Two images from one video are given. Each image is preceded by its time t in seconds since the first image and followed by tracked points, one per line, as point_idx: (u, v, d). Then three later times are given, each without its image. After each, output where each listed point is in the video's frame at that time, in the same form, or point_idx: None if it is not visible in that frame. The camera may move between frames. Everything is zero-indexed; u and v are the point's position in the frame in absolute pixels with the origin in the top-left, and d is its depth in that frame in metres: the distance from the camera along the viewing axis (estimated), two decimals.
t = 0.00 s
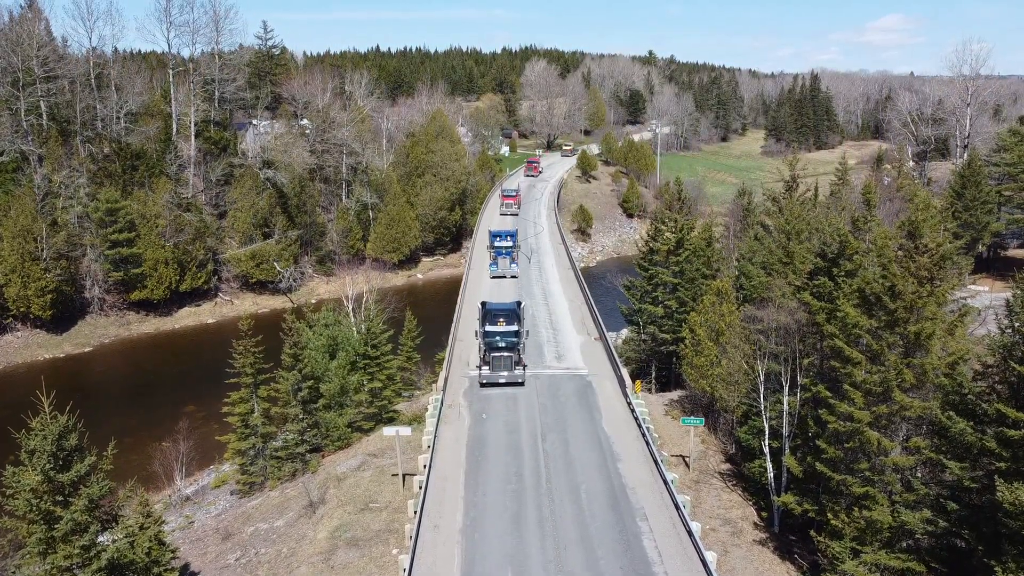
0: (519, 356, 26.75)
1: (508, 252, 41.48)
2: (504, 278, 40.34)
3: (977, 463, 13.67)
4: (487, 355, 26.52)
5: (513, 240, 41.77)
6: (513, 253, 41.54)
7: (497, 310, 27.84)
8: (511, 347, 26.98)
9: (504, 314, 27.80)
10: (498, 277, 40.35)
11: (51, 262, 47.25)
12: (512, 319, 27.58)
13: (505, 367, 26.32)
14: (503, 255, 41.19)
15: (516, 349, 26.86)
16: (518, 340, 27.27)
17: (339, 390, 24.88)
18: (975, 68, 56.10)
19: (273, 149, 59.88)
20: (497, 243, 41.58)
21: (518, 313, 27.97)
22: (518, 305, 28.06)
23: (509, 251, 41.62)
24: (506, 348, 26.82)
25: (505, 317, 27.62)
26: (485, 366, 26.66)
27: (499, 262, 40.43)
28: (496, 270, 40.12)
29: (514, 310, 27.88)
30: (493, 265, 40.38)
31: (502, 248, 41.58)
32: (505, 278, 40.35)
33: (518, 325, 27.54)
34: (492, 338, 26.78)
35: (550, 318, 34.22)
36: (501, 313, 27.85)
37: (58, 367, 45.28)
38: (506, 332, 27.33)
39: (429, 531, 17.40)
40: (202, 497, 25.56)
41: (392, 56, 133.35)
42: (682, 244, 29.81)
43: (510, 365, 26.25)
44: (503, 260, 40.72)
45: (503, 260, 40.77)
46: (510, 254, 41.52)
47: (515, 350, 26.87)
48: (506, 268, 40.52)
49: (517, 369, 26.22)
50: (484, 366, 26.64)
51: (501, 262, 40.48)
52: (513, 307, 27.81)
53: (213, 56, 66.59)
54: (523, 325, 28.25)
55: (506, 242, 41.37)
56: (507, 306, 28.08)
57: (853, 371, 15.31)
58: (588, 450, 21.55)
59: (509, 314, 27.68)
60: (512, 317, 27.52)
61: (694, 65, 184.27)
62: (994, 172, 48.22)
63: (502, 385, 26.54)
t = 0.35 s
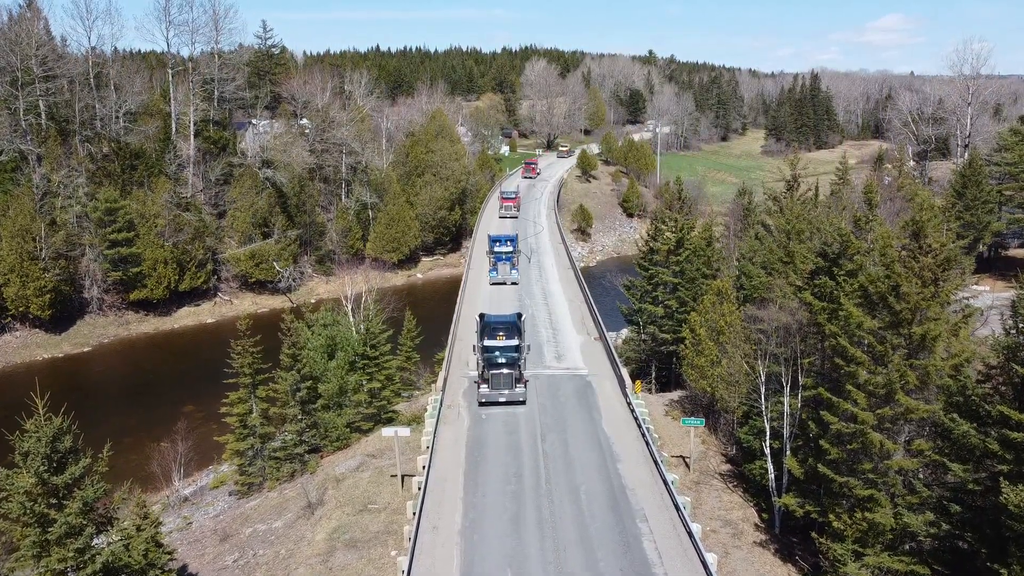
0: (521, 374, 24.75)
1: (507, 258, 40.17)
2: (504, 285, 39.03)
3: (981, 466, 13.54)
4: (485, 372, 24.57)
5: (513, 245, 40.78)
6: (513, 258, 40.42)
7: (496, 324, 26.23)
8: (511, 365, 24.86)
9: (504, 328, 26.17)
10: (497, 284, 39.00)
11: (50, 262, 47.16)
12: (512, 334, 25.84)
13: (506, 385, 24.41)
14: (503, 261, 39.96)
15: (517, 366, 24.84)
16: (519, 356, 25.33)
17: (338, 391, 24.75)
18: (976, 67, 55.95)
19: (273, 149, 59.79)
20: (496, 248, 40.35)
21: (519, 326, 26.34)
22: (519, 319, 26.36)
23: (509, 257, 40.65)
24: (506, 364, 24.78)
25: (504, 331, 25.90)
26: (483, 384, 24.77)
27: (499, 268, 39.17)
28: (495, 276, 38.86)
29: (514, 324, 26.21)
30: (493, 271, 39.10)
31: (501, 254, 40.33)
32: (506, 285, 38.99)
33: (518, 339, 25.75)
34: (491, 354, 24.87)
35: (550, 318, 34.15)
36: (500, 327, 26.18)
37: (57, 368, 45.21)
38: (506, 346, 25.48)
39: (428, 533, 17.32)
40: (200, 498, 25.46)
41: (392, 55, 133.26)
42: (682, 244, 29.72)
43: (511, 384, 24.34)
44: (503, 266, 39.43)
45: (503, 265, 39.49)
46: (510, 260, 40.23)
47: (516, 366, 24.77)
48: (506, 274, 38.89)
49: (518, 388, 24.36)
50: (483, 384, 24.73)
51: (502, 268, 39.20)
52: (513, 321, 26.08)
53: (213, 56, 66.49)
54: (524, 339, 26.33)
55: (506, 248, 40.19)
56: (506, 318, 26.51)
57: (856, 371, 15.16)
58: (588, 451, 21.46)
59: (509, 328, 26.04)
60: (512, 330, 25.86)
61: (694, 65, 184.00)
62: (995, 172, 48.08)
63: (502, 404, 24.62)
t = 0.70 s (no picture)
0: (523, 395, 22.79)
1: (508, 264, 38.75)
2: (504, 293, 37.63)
3: (986, 470, 13.39)
4: (484, 392, 22.53)
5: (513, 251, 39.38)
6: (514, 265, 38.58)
7: (496, 340, 24.26)
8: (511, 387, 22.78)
9: (505, 345, 24.21)
10: (498, 291, 37.66)
11: (48, 262, 47.02)
12: (513, 350, 23.81)
13: (506, 408, 22.43)
14: (503, 268, 38.51)
15: (518, 387, 22.76)
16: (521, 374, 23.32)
17: (336, 393, 24.48)
18: (978, 67, 55.77)
19: (273, 149, 59.69)
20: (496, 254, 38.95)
21: (520, 342, 24.31)
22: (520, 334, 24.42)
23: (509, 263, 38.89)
24: (506, 385, 22.73)
25: (505, 348, 23.93)
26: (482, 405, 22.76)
27: (499, 276, 37.72)
28: (495, 284, 37.53)
29: (516, 340, 24.21)
30: (492, 278, 37.77)
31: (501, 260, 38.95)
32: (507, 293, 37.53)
33: (520, 356, 23.75)
34: (490, 373, 22.83)
35: (550, 318, 34.08)
36: (501, 344, 24.17)
37: (56, 368, 45.10)
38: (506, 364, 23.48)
39: (428, 536, 17.15)
40: (198, 500, 25.28)
41: (392, 55, 133.05)
42: (683, 244, 29.49)
43: (512, 407, 22.34)
44: (504, 273, 38.02)
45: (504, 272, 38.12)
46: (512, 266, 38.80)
47: (517, 386, 22.76)
48: (506, 282, 37.58)
49: (520, 411, 22.39)
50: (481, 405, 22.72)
51: (502, 276, 37.80)
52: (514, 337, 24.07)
53: (212, 56, 66.34)
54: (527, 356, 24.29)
55: (506, 254, 38.78)
56: (507, 334, 24.60)
57: (860, 373, 14.99)
58: (588, 453, 21.31)
59: (510, 344, 24.05)
60: (514, 348, 23.88)
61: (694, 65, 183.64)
62: (996, 171, 47.89)
63: (502, 427, 22.81)
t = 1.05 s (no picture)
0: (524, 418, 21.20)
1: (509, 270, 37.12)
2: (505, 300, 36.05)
3: (995, 475, 13.18)
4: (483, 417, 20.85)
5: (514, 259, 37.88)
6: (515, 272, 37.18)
7: (496, 359, 22.35)
8: (513, 411, 21.08)
9: (505, 364, 22.28)
10: (499, 300, 36.02)
11: (46, 262, 46.85)
12: (514, 370, 21.99)
13: (507, 433, 20.78)
14: (504, 276, 36.97)
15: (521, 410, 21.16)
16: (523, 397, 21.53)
17: (335, 395, 24.31)
18: (980, 66, 55.53)
19: (272, 148, 59.53)
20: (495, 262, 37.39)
21: (522, 360, 22.44)
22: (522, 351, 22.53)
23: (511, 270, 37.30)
24: (507, 408, 21.05)
25: (506, 367, 22.01)
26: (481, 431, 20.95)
27: (499, 283, 36.33)
28: (496, 292, 35.96)
29: (517, 359, 22.27)
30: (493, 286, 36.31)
31: (501, 267, 37.39)
32: (509, 302, 35.94)
33: (521, 376, 21.95)
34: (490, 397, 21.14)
35: (550, 318, 33.94)
36: (501, 362, 22.25)
37: (55, 368, 44.97)
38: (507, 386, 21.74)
39: (427, 541, 16.97)
40: (196, 503, 25.10)
41: (391, 54, 132.84)
42: (685, 244, 29.07)
43: (513, 433, 20.72)
44: (504, 281, 36.47)
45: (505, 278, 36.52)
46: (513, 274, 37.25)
47: (518, 410, 21.09)
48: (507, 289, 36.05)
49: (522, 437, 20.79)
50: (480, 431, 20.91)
51: (503, 283, 36.11)
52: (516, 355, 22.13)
53: (211, 55, 66.12)
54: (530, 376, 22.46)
55: (506, 261, 37.18)
56: (508, 352, 22.70)
57: (866, 377, 14.76)
58: (589, 456, 21.10)
59: (512, 363, 22.15)
60: (515, 368, 21.96)
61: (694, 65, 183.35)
62: (999, 171, 47.67)
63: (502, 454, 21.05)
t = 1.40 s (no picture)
0: (527, 450, 19.20)
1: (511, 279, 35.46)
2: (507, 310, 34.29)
3: (1006, 484, 12.91)
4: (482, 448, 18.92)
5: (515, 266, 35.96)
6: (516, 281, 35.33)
7: (496, 384, 20.69)
8: (512, 442, 19.09)
9: (506, 389, 20.58)
10: (499, 311, 34.31)
11: (44, 262, 46.59)
12: (515, 397, 20.24)
13: (507, 468, 18.83)
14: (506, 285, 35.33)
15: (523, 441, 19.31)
16: (525, 426, 19.81)
17: (333, 398, 23.83)
18: (983, 66, 55.26)
19: (271, 148, 59.31)
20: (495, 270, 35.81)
21: (524, 386, 20.76)
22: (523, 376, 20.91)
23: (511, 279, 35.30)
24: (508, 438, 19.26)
25: (506, 393, 20.30)
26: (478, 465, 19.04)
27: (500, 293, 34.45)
28: (496, 301, 34.31)
29: (519, 385, 20.59)
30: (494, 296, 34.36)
31: (502, 276, 35.82)
32: (511, 314, 34.23)
33: (524, 403, 20.17)
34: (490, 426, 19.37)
35: (551, 319, 33.69)
36: (501, 388, 20.58)
37: (53, 369, 44.75)
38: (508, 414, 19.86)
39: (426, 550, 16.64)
40: (193, 507, 24.85)
41: (391, 53, 132.63)
42: (688, 245, 28.80)
43: (514, 467, 18.81)
44: (505, 290, 34.85)
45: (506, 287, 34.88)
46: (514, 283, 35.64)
47: (520, 440, 19.26)
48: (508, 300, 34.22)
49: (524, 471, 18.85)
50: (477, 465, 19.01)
51: (503, 292, 34.50)
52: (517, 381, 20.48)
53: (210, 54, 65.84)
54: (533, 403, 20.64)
55: (506, 270, 35.62)
56: (509, 376, 21.06)
57: (873, 384, 14.47)
58: (591, 464, 20.74)
59: (513, 388, 20.46)
60: (516, 393, 20.20)
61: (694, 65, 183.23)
62: (1002, 171, 47.43)
63: (503, 489, 19.19)
